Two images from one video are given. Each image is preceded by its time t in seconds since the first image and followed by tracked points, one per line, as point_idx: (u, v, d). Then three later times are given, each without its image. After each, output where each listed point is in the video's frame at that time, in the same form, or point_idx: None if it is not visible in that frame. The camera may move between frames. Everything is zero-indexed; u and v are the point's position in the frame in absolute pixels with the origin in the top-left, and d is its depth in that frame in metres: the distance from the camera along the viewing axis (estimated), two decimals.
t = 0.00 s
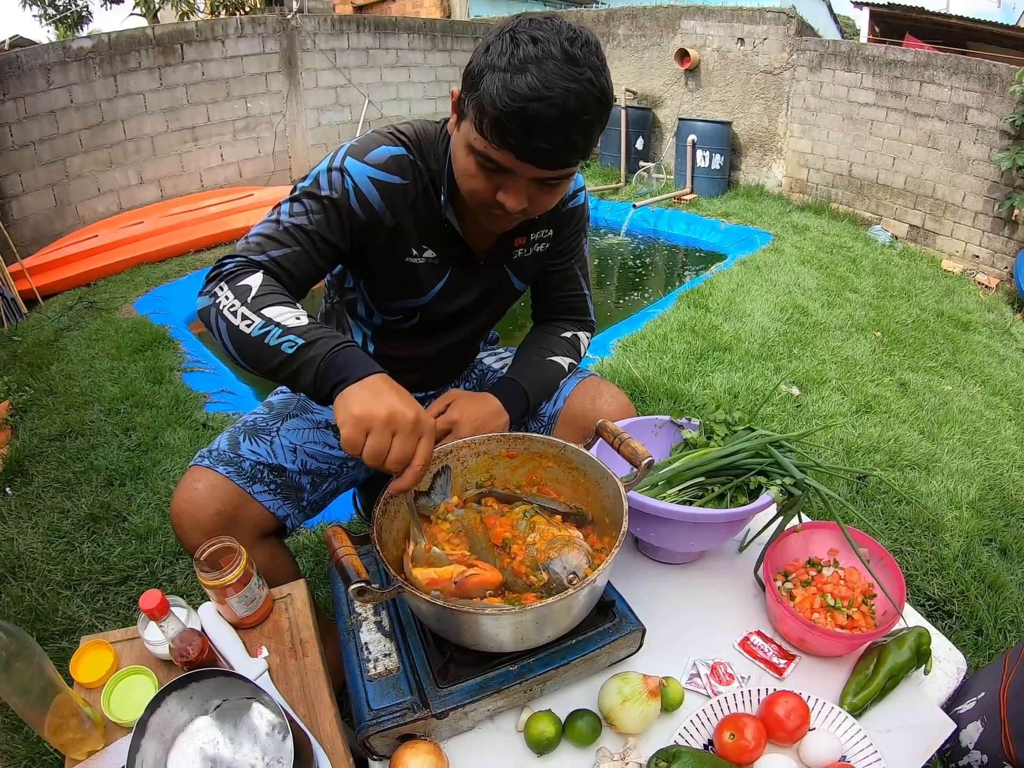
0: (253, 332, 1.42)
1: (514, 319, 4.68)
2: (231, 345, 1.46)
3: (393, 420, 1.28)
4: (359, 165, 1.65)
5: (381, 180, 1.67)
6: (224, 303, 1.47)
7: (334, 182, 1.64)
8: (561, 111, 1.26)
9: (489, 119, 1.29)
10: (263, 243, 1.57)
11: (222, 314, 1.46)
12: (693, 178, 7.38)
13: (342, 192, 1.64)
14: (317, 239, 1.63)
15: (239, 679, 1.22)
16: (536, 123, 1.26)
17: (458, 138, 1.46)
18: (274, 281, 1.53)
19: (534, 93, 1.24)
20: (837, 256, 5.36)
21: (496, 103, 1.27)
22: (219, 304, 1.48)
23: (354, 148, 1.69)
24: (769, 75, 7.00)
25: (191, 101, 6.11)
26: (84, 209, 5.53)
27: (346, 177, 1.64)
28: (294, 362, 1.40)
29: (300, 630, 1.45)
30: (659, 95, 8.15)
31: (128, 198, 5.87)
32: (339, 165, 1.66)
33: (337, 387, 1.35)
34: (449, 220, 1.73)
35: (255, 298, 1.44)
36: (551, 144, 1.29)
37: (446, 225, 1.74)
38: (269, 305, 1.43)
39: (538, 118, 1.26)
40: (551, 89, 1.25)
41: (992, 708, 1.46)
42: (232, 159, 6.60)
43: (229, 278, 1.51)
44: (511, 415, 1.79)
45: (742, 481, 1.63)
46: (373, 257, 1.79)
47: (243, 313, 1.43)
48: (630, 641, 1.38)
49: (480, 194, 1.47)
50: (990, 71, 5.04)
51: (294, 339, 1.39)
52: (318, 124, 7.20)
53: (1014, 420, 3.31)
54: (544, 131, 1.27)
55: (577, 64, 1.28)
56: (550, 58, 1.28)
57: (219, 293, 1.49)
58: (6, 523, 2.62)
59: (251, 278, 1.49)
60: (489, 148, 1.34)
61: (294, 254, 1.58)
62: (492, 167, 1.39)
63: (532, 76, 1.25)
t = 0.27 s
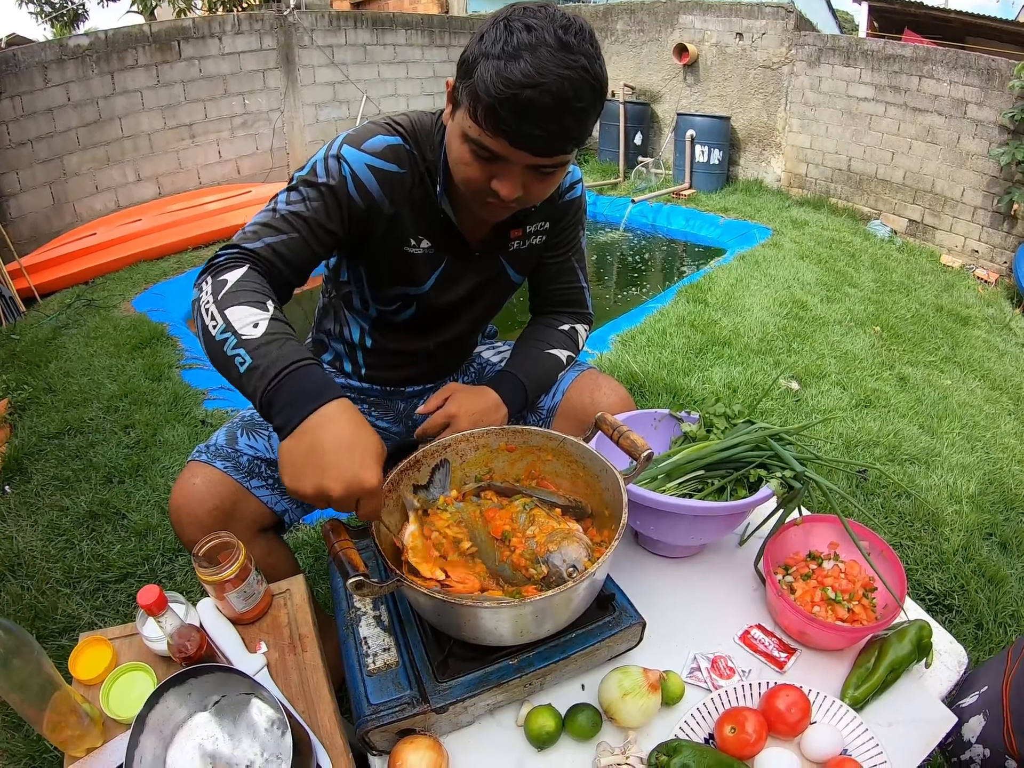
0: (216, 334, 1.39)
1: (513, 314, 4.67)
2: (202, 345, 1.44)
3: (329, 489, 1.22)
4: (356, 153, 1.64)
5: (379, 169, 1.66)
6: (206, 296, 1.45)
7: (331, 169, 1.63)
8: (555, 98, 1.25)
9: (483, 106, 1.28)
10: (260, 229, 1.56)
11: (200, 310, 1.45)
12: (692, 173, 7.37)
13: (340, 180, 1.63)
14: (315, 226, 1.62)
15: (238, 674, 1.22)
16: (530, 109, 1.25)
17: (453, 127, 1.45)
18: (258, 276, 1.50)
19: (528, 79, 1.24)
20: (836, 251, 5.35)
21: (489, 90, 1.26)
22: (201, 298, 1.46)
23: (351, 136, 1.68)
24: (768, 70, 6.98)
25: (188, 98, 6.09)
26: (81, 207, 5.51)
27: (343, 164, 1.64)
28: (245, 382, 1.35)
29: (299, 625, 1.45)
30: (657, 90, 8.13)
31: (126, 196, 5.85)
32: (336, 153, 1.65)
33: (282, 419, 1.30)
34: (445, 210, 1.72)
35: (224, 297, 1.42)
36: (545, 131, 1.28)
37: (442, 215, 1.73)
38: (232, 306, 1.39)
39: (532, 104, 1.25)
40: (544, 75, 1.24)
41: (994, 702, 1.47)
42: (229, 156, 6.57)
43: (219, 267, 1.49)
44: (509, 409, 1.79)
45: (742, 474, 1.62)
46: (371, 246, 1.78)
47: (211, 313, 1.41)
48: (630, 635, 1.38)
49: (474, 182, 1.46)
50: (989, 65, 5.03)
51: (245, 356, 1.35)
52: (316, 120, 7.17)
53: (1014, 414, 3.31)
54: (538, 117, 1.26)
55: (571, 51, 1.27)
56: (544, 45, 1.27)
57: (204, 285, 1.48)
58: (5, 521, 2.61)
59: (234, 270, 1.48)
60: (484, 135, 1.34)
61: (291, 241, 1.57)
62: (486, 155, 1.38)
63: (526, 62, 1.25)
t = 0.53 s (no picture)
0: (204, 335, 1.39)
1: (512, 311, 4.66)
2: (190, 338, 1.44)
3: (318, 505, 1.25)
4: (352, 148, 1.64)
5: (373, 164, 1.65)
6: (195, 292, 1.45)
7: (326, 163, 1.63)
8: (546, 95, 1.24)
9: (474, 103, 1.28)
10: (253, 220, 1.56)
11: (188, 302, 1.45)
12: (690, 169, 7.36)
13: (334, 174, 1.62)
14: (309, 220, 1.61)
15: (235, 672, 1.22)
16: (520, 106, 1.24)
17: (444, 124, 1.44)
18: (247, 272, 1.49)
19: (518, 76, 1.23)
20: (835, 247, 5.34)
21: (479, 87, 1.26)
22: (189, 290, 1.46)
23: (346, 131, 1.67)
24: (766, 66, 6.96)
25: (186, 96, 6.07)
26: (79, 206, 5.49)
27: (339, 159, 1.63)
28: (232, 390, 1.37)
29: (296, 623, 1.44)
30: (655, 86, 8.11)
31: (123, 194, 5.83)
32: (331, 146, 1.64)
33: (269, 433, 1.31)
34: (439, 207, 1.71)
35: (212, 296, 1.41)
36: (536, 128, 1.28)
37: (436, 212, 1.72)
38: (221, 309, 1.39)
39: (522, 101, 1.24)
40: (535, 72, 1.23)
41: (993, 698, 1.47)
42: (227, 153, 6.56)
43: (209, 259, 1.49)
44: (506, 406, 1.78)
45: (739, 470, 1.62)
46: (365, 241, 1.77)
47: (199, 311, 1.41)
48: (627, 632, 1.38)
49: (466, 179, 1.45)
50: (988, 61, 5.01)
51: (232, 365, 1.35)
52: (313, 117, 7.16)
53: (1012, 409, 3.30)
54: (528, 114, 1.26)
55: (562, 47, 1.26)
56: (535, 41, 1.26)
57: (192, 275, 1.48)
58: (4, 520, 2.60)
59: (223, 267, 1.46)
60: (475, 132, 1.33)
61: (284, 233, 1.57)
62: (477, 152, 1.37)
63: (516, 59, 1.24)
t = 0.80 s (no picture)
0: (220, 300, 1.42)
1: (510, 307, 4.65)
2: (205, 319, 1.46)
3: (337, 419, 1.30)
4: (342, 150, 1.62)
5: (365, 166, 1.63)
6: (198, 279, 1.47)
7: (316, 167, 1.61)
8: (547, 93, 1.23)
9: (475, 100, 1.27)
10: (244, 226, 1.55)
11: (195, 290, 1.47)
12: (689, 166, 7.34)
13: (325, 177, 1.61)
14: (300, 224, 1.60)
15: (233, 671, 1.21)
16: (522, 104, 1.23)
17: (444, 121, 1.43)
18: (251, 251, 1.52)
19: (520, 74, 1.22)
20: (834, 243, 5.33)
21: (481, 84, 1.24)
22: (193, 281, 1.48)
23: (337, 133, 1.66)
24: (765, 62, 6.95)
25: (183, 94, 6.04)
26: (77, 204, 5.48)
27: (328, 162, 1.62)
28: (258, 326, 1.39)
29: (294, 621, 1.44)
30: (654, 83, 8.09)
31: (121, 192, 5.82)
32: (321, 150, 1.63)
33: (299, 349, 1.34)
34: (435, 205, 1.70)
35: (221, 268, 1.44)
36: (537, 126, 1.27)
37: (432, 211, 1.71)
38: (233, 272, 1.43)
39: (524, 98, 1.23)
40: (537, 70, 1.22)
41: (996, 696, 1.46)
42: (225, 151, 6.54)
43: (206, 253, 1.50)
44: (505, 402, 1.78)
45: (738, 467, 1.61)
46: (360, 242, 1.76)
47: (211, 283, 1.44)
48: (626, 629, 1.37)
49: (466, 177, 1.44)
50: (987, 57, 5.00)
51: (256, 303, 1.39)
52: (311, 115, 7.14)
53: (1012, 406, 3.30)
54: (530, 112, 1.25)
55: (563, 44, 1.25)
56: (536, 37, 1.25)
57: (194, 272, 1.49)
58: (3, 519, 2.60)
59: (224, 250, 1.49)
60: (475, 130, 1.32)
61: (275, 238, 1.56)
62: (478, 150, 1.36)
63: (518, 56, 1.23)
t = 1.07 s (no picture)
0: (230, 317, 1.40)
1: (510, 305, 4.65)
2: (211, 332, 1.45)
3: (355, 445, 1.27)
4: (343, 150, 1.61)
5: (367, 166, 1.63)
6: (203, 289, 1.46)
7: (317, 168, 1.61)
8: (555, 92, 1.23)
9: (481, 99, 1.26)
10: (246, 230, 1.54)
11: (201, 301, 1.45)
12: (688, 163, 7.33)
13: (326, 179, 1.60)
14: (302, 226, 1.60)
15: (231, 670, 1.21)
16: (530, 103, 1.23)
17: (447, 119, 1.42)
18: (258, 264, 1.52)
19: (528, 72, 1.21)
20: (834, 241, 5.33)
21: (488, 83, 1.24)
22: (198, 291, 1.47)
23: (337, 134, 1.65)
24: (764, 60, 6.94)
25: (182, 92, 6.03)
26: (76, 203, 5.47)
27: (330, 163, 1.61)
28: (271, 347, 1.37)
29: (293, 619, 1.43)
30: (654, 80, 8.08)
31: (120, 191, 5.81)
32: (323, 151, 1.62)
33: (312, 376, 1.33)
34: (436, 204, 1.70)
35: (230, 283, 1.42)
36: (544, 124, 1.26)
37: (434, 210, 1.71)
38: (244, 290, 1.40)
39: (531, 97, 1.22)
40: (544, 68, 1.22)
41: (995, 694, 1.46)
42: (224, 149, 6.52)
43: (211, 263, 1.49)
44: (506, 399, 1.77)
45: (738, 465, 1.60)
46: (361, 242, 1.76)
47: (219, 299, 1.42)
48: (625, 628, 1.37)
49: (470, 175, 1.43)
50: (987, 55, 4.99)
51: (269, 326, 1.37)
52: (310, 112, 7.12)
53: (1012, 404, 3.30)
54: (538, 111, 1.24)
55: (569, 43, 1.25)
56: (543, 36, 1.24)
57: (199, 280, 1.48)
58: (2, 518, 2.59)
59: (230, 262, 1.47)
60: (481, 129, 1.31)
61: (277, 241, 1.55)
62: (483, 148, 1.35)
63: (525, 55, 1.22)
